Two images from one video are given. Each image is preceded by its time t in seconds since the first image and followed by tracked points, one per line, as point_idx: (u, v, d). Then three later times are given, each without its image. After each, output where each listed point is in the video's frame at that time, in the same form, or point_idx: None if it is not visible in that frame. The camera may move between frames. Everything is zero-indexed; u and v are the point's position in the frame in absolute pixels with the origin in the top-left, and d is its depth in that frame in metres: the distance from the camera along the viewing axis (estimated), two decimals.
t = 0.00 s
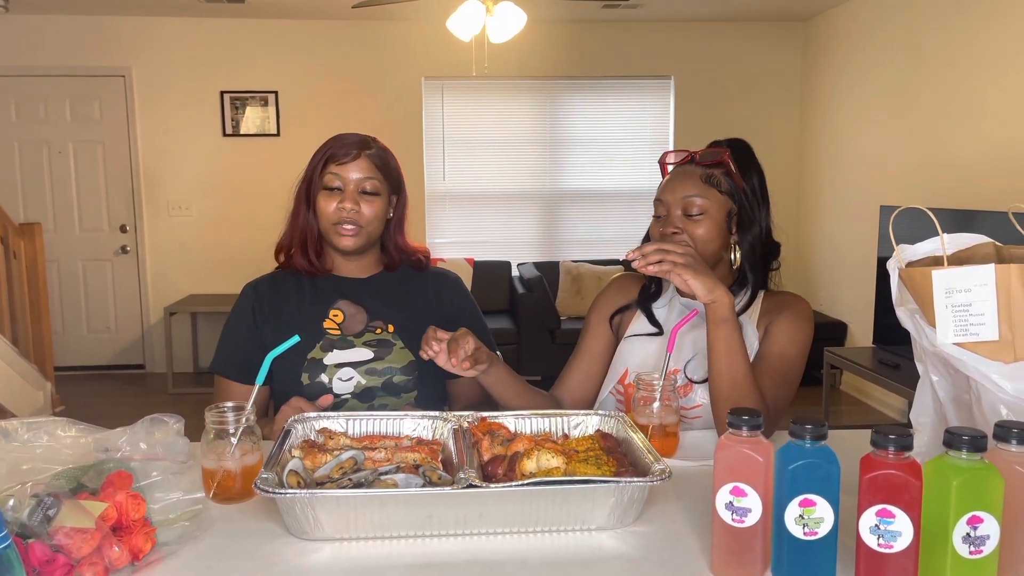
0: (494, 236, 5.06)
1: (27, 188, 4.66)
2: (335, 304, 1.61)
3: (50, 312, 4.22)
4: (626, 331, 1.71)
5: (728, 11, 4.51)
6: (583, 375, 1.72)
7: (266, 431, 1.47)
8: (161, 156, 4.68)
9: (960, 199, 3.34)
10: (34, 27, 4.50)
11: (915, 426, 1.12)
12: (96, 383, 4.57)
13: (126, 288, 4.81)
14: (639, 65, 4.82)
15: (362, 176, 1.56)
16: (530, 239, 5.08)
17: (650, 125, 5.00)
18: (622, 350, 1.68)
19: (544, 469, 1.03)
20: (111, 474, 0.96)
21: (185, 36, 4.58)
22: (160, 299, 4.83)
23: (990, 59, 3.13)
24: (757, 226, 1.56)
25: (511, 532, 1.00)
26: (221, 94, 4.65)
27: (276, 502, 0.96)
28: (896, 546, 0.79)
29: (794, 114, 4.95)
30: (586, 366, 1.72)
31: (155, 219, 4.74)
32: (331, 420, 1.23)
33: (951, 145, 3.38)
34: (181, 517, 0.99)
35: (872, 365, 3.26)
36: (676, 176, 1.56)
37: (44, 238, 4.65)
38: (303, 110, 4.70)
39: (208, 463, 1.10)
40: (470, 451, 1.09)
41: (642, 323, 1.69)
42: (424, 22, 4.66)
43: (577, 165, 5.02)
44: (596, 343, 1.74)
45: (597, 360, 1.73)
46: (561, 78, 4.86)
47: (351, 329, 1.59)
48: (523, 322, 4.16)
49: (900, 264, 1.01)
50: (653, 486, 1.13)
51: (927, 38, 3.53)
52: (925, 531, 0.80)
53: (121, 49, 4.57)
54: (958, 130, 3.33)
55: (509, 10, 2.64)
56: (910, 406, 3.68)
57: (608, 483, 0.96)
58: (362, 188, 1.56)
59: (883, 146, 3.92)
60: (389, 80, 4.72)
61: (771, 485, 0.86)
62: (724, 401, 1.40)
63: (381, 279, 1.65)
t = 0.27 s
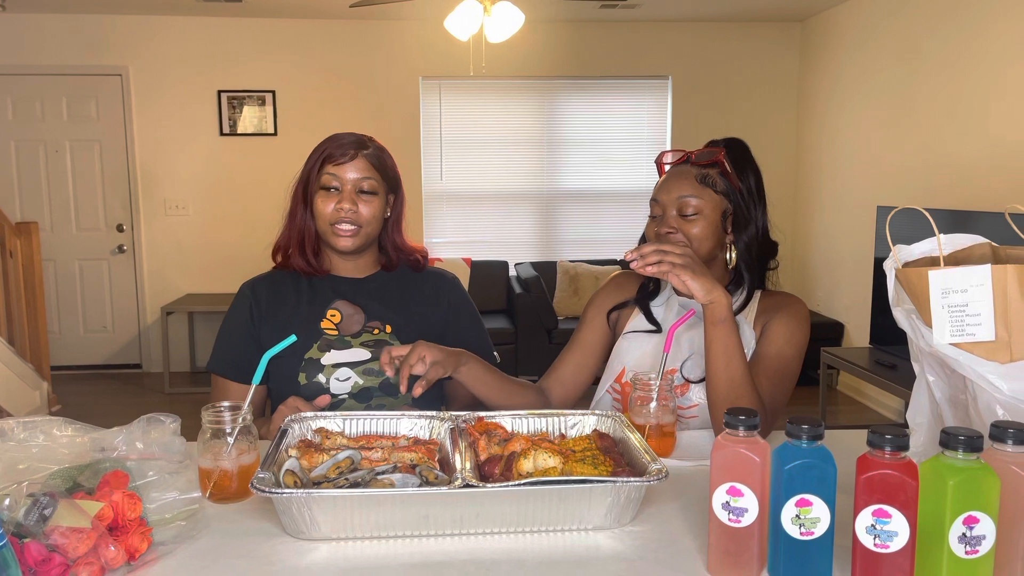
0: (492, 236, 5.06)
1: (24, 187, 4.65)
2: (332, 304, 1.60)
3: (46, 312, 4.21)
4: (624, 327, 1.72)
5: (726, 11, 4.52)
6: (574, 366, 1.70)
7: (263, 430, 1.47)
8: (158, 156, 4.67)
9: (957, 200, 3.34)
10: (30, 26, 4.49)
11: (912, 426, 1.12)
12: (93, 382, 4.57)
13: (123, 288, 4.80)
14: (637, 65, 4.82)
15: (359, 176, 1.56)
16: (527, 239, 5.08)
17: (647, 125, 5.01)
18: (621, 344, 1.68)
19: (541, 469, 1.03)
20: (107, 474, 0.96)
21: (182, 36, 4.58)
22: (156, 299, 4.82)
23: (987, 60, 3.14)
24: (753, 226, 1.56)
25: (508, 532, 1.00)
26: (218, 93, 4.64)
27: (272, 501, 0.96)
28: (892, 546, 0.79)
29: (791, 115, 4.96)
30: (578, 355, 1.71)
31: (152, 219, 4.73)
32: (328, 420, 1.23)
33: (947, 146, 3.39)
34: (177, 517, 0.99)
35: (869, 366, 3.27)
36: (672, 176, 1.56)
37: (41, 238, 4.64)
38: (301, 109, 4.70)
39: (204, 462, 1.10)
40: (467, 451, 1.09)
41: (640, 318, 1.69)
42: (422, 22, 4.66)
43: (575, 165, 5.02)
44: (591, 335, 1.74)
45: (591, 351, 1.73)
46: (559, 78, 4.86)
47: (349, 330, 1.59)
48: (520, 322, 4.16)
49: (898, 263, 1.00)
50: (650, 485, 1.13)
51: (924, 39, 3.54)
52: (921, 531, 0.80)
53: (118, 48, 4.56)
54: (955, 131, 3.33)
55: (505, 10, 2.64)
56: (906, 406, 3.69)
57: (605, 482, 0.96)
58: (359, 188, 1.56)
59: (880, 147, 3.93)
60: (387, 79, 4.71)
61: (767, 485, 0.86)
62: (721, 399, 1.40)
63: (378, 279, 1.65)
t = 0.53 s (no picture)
0: (490, 236, 5.06)
1: (22, 187, 4.65)
2: (331, 305, 1.60)
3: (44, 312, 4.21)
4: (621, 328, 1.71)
5: (725, 12, 4.52)
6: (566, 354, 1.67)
7: (261, 430, 1.47)
8: (156, 156, 4.67)
9: (956, 201, 3.35)
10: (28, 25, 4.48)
11: (909, 427, 1.12)
12: (91, 382, 4.56)
13: (121, 287, 4.79)
14: (636, 65, 4.82)
15: (358, 172, 1.56)
16: (526, 239, 5.08)
17: (645, 125, 5.01)
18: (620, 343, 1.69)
19: (539, 469, 1.03)
20: (105, 474, 0.96)
21: (180, 35, 4.57)
22: (155, 299, 4.82)
23: (985, 61, 3.14)
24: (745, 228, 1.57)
25: (505, 532, 1.00)
26: (216, 93, 4.64)
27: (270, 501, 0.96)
28: (890, 546, 0.80)
29: (790, 116, 4.96)
30: (570, 343, 1.68)
31: (150, 219, 4.73)
32: (326, 420, 1.23)
33: (946, 147, 3.39)
34: (175, 517, 0.99)
35: (867, 366, 3.27)
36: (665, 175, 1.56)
37: (39, 238, 4.63)
38: (299, 109, 4.70)
39: (202, 462, 1.10)
40: (465, 451, 1.09)
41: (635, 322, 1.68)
42: (422, 22, 4.66)
43: (573, 166, 5.02)
44: (586, 326, 1.72)
45: (584, 340, 1.70)
46: (558, 78, 4.86)
47: (347, 330, 1.59)
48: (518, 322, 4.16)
49: (895, 264, 1.01)
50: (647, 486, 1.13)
51: (923, 40, 3.54)
52: (919, 531, 0.80)
53: (117, 47, 4.56)
54: (954, 132, 3.34)
55: (504, 10, 2.64)
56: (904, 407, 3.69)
57: (603, 482, 0.96)
58: (359, 184, 1.57)
59: (878, 147, 3.93)
60: (386, 79, 4.71)
61: (765, 485, 0.86)
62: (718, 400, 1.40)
63: (377, 279, 1.65)
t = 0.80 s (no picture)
0: (489, 236, 5.06)
1: (22, 187, 4.64)
2: (332, 306, 1.60)
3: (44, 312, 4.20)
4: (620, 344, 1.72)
5: (725, 12, 4.52)
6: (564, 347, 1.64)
7: (261, 430, 1.47)
8: (155, 156, 4.67)
9: (955, 201, 3.35)
10: (28, 25, 4.48)
11: (909, 427, 1.12)
12: (90, 382, 4.56)
13: (121, 287, 4.79)
14: (636, 65, 4.82)
15: (360, 168, 1.57)
16: (526, 239, 5.08)
17: (645, 125, 5.01)
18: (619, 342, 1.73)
19: (538, 469, 1.03)
20: (104, 473, 0.95)
21: (180, 35, 4.57)
22: (155, 299, 4.82)
23: (985, 61, 3.15)
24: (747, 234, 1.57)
25: (506, 532, 1.00)
26: (216, 93, 4.64)
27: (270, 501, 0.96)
28: (890, 546, 0.80)
29: (790, 115, 4.97)
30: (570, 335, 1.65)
31: (150, 219, 4.73)
32: (325, 420, 1.23)
33: (946, 147, 3.39)
34: (174, 517, 0.99)
35: (867, 366, 3.27)
36: (667, 186, 1.55)
37: (39, 238, 4.63)
38: (299, 109, 4.70)
39: (202, 462, 1.10)
40: (464, 451, 1.09)
41: (636, 332, 1.70)
42: (422, 22, 4.66)
43: (573, 166, 5.02)
44: (584, 319, 1.68)
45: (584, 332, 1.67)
46: (558, 78, 4.86)
47: (348, 332, 1.59)
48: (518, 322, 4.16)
49: (894, 264, 1.01)
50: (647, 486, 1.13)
51: (923, 39, 3.54)
52: (918, 530, 0.80)
53: (116, 47, 4.56)
54: (954, 132, 3.33)
55: (504, 10, 2.64)
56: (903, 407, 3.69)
57: (603, 482, 0.96)
58: (362, 179, 1.58)
59: (878, 147, 3.93)
60: (386, 79, 4.71)
61: (764, 486, 0.86)
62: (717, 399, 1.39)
63: (378, 280, 1.65)
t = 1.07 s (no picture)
0: (490, 237, 5.06)
1: (23, 188, 4.65)
2: (337, 309, 1.60)
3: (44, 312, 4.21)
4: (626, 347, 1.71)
5: (725, 12, 4.51)
6: (577, 350, 1.65)
7: (262, 431, 1.47)
8: (156, 156, 4.67)
9: (956, 201, 3.35)
10: (29, 26, 4.48)
11: (910, 427, 1.12)
12: (92, 383, 4.56)
13: (122, 288, 4.79)
14: (636, 65, 4.82)
15: (364, 166, 1.58)
16: (527, 239, 5.08)
17: (646, 125, 5.01)
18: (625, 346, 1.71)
19: (539, 469, 1.03)
20: (105, 474, 0.96)
21: (181, 36, 4.58)
22: (156, 299, 4.82)
23: (986, 61, 3.14)
24: (760, 238, 1.59)
25: (507, 532, 1.00)
26: (217, 93, 4.64)
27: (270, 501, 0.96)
28: (890, 547, 0.80)
29: (790, 115, 4.96)
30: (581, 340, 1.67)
31: (151, 219, 4.73)
32: (326, 420, 1.23)
33: (946, 147, 3.39)
34: (175, 517, 0.99)
35: (868, 366, 3.27)
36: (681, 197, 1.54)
37: (39, 239, 4.63)
38: (300, 110, 4.70)
39: (203, 463, 1.10)
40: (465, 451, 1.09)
41: (645, 335, 1.68)
42: (422, 22, 4.66)
43: (575, 167, 5.02)
44: (592, 320, 1.69)
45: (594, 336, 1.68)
46: (559, 79, 4.86)
47: (354, 335, 1.59)
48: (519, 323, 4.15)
49: (896, 264, 1.01)
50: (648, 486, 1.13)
51: (924, 39, 3.54)
52: (919, 531, 0.80)
53: (117, 48, 4.56)
54: (955, 132, 3.33)
55: (504, 10, 2.64)
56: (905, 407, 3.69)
57: (603, 483, 0.96)
58: (367, 175, 1.59)
59: (879, 147, 3.93)
60: (386, 79, 4.71)
61: (765, 486, 0.86)
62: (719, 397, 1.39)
63: (383, 280, 1.65)
